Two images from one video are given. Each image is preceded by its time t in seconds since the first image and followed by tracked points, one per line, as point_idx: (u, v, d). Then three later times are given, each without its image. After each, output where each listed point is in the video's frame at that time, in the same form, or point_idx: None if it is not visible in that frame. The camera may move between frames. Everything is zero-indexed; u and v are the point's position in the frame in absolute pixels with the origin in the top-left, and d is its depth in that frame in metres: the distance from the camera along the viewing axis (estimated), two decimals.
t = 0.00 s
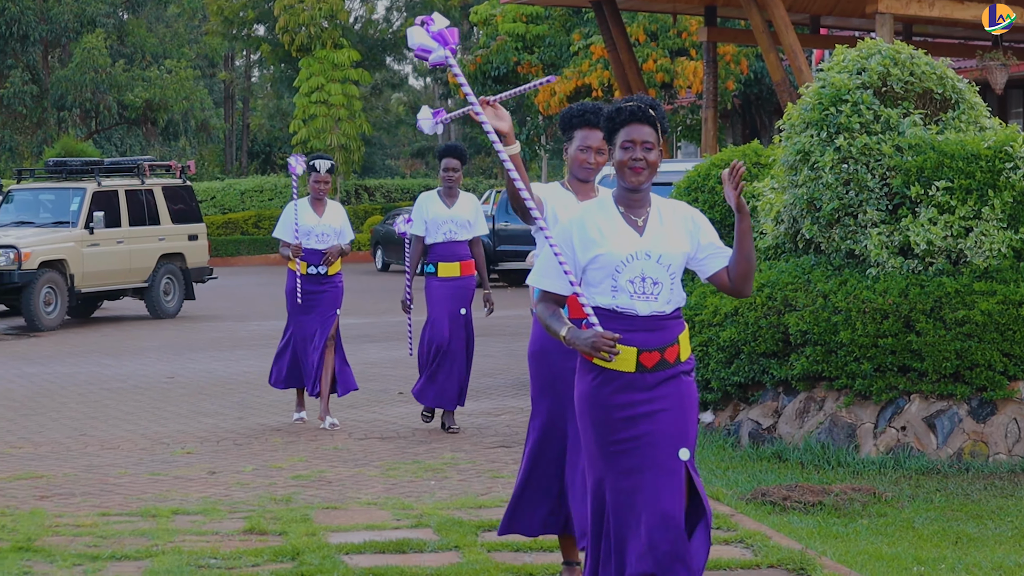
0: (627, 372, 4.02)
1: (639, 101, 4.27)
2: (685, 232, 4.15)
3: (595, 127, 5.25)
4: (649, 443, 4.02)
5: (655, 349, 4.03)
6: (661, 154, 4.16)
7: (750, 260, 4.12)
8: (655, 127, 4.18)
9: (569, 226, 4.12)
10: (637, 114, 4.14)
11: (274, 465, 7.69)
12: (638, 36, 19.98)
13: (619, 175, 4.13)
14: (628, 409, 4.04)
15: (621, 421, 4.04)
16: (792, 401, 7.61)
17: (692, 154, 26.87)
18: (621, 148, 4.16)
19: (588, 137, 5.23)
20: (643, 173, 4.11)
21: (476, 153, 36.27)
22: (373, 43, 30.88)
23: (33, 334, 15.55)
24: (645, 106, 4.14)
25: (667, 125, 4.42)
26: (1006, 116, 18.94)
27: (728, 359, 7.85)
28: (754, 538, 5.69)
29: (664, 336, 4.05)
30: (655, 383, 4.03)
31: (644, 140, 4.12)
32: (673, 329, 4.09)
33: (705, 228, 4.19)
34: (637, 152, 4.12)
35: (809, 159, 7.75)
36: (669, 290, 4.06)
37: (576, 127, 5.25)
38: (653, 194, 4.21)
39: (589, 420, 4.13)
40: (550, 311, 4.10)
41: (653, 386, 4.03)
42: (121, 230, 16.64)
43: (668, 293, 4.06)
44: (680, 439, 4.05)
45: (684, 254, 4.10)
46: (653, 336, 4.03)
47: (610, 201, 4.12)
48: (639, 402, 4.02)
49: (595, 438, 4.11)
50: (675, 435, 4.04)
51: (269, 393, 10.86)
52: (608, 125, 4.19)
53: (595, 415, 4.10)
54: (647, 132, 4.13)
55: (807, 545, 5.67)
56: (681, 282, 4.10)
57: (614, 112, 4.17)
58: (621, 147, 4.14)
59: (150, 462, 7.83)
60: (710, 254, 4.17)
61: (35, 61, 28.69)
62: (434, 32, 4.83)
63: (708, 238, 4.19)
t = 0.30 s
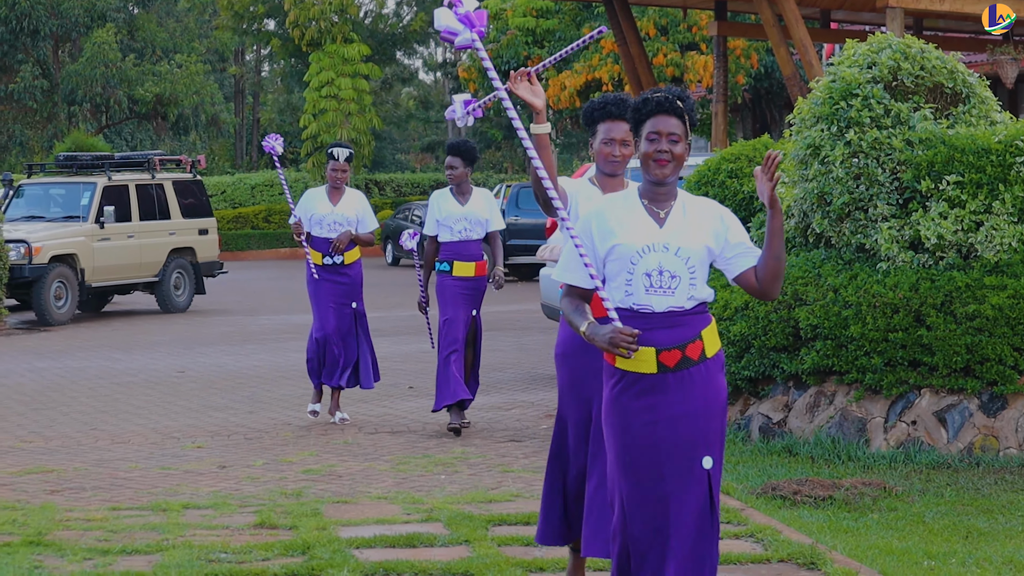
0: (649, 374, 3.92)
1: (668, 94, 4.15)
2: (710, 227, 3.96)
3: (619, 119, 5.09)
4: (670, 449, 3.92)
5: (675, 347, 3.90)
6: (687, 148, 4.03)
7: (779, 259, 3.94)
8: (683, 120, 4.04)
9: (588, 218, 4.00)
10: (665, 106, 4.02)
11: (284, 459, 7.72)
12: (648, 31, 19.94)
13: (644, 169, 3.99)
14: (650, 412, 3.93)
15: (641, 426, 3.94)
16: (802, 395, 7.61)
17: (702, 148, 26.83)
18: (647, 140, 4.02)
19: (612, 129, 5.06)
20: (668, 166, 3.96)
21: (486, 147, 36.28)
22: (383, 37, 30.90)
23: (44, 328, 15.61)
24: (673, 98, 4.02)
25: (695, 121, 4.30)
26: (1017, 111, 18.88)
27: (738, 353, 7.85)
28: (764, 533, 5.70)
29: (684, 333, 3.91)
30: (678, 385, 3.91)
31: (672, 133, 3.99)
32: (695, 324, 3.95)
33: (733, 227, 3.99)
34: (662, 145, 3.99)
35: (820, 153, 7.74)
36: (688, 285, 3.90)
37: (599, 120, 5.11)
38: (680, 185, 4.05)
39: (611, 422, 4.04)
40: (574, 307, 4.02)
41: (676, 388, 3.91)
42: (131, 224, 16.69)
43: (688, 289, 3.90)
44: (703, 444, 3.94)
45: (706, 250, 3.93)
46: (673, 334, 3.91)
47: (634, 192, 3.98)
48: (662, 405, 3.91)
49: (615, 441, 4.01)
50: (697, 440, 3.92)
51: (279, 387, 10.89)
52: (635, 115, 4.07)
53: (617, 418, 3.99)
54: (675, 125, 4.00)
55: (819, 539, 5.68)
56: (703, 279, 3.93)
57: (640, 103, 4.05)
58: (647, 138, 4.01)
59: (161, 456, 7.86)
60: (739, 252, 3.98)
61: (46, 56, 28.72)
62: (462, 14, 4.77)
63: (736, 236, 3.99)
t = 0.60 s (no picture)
0: (664, 366, 3.86)
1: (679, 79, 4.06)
2: (723, 217, 3.89)
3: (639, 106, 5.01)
4: (681, 441, 3.85)
5: (689, 342, 3.85)
6: (699, 137, 3.95)
7: (786, 251, 3.79)
8: (696, 108, 3.97)
9: (601, 212, 3.99)
10: (676, 94, 3.94)
11: (288, 451, 7.73)
12: (651, 24, 19.92)
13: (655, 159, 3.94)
14: (662, 403, 3.86)
15: (654, 411, 3.85)
16: (806, 387, 7.63)
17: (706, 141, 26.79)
18: (658, 129, 3.95)
19: (633, 117, 4.99)
20: (680, 157, 3.90)
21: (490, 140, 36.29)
22: (386, 30, 30.92)
23: (46, 322, 15.63)
24: (684, 86, 3.94)
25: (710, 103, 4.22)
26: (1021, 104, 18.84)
27: (742, 346, 7.87)
28: (767, 524, 5.71)
29: (699, 328, 3.87)
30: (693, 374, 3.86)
31: (682, 123, 3.92)
32: (710, 321, 3.90)
33: (748, 215, 3.90)
34: (673, 135, 3.92)
35: (823, 146, 7.72)
36: (702, 280, 3.84)
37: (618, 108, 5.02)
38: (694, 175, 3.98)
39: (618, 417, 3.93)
40: (583, 300, 4.07)
41: (689, 383, 3.86)
42: (134, 217, 16.70)
43: (701, 283, 3.84)
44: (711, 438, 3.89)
45: (721, 244, 3.86)
46: (687, 329, 3.85)
47: (647, 186, 3.94)
48: (675, 397, 3.85)
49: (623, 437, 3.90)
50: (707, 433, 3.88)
51: (282, 379, 10.91)
52: (645, 105, 4.00)
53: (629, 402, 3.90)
54: (686, 115, 3.93)
55: (822, 532, 5.69)
56: (717, 273, 3.85)
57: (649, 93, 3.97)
58: (658, 129, 3.94)
59: (164, 448, 7.88)
60: (751, 242, 3.88)
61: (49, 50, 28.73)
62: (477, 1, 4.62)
63: (752, 227, 3.90)
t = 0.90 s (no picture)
0: (674, 366, 3.72)
1: (678, 68, 3.94)
2: (732, 211, 3.81)
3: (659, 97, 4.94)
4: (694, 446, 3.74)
5: (702, 342, 3.73)
6: (702, 129, 3.84)
7: (799, 240, 3.72)
8: (697, 98, 3.85)
9: (604, 208, 3.82)
10: (676, 85, 3.82)
11: (289, 442, 7.74)
12: (653, 14, 19.89)
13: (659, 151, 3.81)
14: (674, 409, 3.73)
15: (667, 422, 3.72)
16: (807, 377, 7.62)
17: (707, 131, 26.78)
18: (659, 121, 3.83)
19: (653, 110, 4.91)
20: (684, 151, 3.78)
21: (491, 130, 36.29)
22: (387, 21, 30.92)
23: (47, 312, 15.64)
24: (685, 77, 3.82)
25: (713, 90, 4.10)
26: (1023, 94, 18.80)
27: (743, 337, 7.86)
28: (768, 515, 5.71)
29: (712, 327, 3.76)
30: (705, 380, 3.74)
31: (684, 115, 3.80)
32: (720, 323, 3.79)
33: (754, 206, 3.83)
34: (676, 127, 3.80)
35: (825, 136, 7.70)
36: (714, 276, 3.73)
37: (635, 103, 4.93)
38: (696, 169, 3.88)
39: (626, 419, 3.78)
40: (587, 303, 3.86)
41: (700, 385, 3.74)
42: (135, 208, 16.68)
43: (713, 280, 3.74)
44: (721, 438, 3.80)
45: (731, 238, 3.77)
46: (701, 328, 3.74)
47: (651, 180, 3.81)
48: (689, 404, 3.73)
49: (633, 440, 3.77)
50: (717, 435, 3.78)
51: (283, 370, 10.91)
52: (645, 97, 3.88)
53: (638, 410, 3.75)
54: (689, 106, 3.81)
55: (823, 522, 5.69)
56: (727, 270, 3.76)
57: (649, 85, 3.86)
58: (659, 121, 3.82)
59: (165, 439, 7.89)
60: (760, 234, 3.81)
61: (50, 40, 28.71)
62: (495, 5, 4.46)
63: (757, 218, 3.83)
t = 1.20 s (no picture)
0: (673, 355, 3.67)
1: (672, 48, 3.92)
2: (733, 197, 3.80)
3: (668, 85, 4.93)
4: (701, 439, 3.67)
5: (705, 330, 3.69)
6: (698, 110, 3.82)
7: (808, 228, 3.78)
8: (692, 77, 3.83)
9: (603, 194, 3.75)
10: (670, 64, 3.80)
11: (289, 431, 7.75)
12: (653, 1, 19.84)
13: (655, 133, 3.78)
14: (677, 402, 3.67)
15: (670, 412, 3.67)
16: (807, 366, 7.62)
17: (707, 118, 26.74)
18: (654, 101, 3.80)
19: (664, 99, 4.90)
20: (681, 132, 3.76)
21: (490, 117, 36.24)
22: (387, 9, 30.88)
23: (47, 301, 15.64)
24: (680, 56, 3.81)
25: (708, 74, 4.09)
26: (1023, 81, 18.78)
27: (743, 326, 7.86)
28: (769, 504, 5.72)
29: (715, 316, 3.72)
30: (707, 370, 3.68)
31: (680, 95, 3.78)
32: (724, 311, 3.76)
33: (753, 193, 3.84)
34: (672, 107, 3.77)
35: (824, 124, 7.69)
36: (718, 264, 3.70)
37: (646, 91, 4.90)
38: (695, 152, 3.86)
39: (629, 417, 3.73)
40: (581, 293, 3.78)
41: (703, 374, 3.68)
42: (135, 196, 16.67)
43: (718, 267, 3.70)
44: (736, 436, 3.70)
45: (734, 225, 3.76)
46: (704, 316, 3.69)
47: (649, 163, 3.76)
48: (691, 396, 3.67)
49: (636, 437, 3.71)
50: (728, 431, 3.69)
51: (283, 358, 10.93)
52: (638, 79, 3.85)
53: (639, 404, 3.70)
54: (685, 86, 3.79)
55: (822, 511, 5.71)
56: (729, 257, 3.75)
57: (643, 63, 3.84)
58: (654, 101, 3.79)
59: (165, 428, 7.90)
60: (762, 221, 3.83)
61: (49, 27, 28.69)
62: None
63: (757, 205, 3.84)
